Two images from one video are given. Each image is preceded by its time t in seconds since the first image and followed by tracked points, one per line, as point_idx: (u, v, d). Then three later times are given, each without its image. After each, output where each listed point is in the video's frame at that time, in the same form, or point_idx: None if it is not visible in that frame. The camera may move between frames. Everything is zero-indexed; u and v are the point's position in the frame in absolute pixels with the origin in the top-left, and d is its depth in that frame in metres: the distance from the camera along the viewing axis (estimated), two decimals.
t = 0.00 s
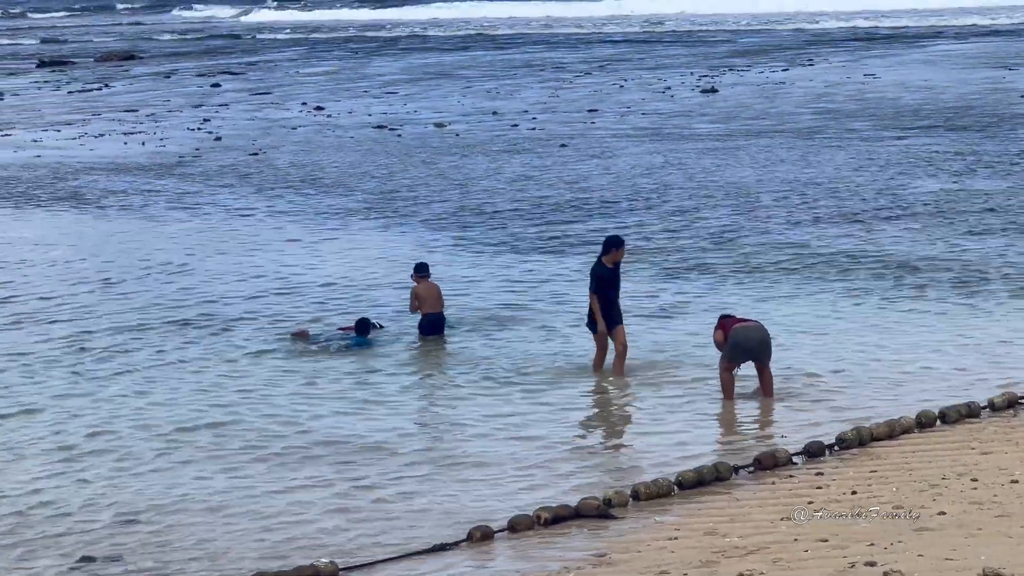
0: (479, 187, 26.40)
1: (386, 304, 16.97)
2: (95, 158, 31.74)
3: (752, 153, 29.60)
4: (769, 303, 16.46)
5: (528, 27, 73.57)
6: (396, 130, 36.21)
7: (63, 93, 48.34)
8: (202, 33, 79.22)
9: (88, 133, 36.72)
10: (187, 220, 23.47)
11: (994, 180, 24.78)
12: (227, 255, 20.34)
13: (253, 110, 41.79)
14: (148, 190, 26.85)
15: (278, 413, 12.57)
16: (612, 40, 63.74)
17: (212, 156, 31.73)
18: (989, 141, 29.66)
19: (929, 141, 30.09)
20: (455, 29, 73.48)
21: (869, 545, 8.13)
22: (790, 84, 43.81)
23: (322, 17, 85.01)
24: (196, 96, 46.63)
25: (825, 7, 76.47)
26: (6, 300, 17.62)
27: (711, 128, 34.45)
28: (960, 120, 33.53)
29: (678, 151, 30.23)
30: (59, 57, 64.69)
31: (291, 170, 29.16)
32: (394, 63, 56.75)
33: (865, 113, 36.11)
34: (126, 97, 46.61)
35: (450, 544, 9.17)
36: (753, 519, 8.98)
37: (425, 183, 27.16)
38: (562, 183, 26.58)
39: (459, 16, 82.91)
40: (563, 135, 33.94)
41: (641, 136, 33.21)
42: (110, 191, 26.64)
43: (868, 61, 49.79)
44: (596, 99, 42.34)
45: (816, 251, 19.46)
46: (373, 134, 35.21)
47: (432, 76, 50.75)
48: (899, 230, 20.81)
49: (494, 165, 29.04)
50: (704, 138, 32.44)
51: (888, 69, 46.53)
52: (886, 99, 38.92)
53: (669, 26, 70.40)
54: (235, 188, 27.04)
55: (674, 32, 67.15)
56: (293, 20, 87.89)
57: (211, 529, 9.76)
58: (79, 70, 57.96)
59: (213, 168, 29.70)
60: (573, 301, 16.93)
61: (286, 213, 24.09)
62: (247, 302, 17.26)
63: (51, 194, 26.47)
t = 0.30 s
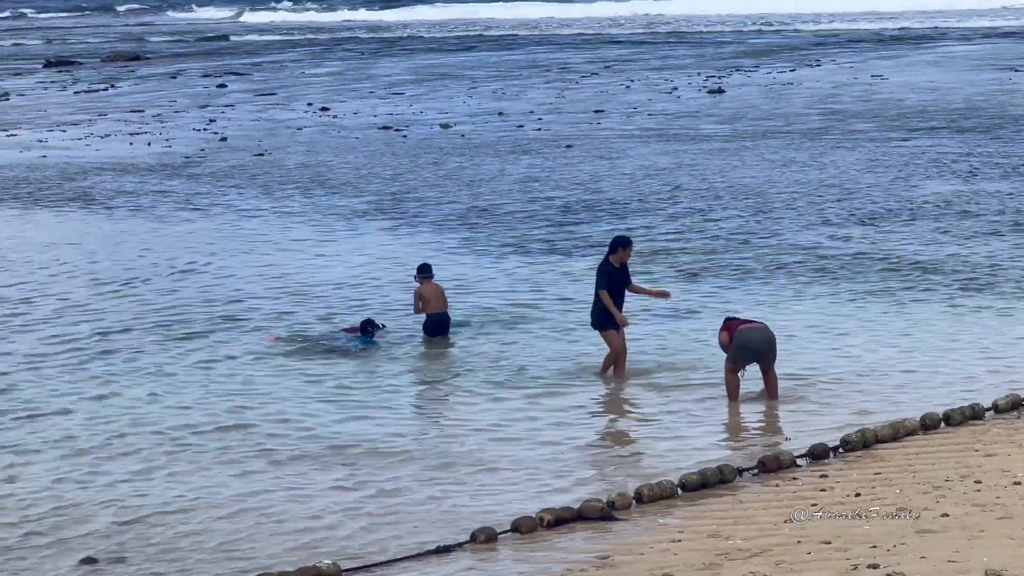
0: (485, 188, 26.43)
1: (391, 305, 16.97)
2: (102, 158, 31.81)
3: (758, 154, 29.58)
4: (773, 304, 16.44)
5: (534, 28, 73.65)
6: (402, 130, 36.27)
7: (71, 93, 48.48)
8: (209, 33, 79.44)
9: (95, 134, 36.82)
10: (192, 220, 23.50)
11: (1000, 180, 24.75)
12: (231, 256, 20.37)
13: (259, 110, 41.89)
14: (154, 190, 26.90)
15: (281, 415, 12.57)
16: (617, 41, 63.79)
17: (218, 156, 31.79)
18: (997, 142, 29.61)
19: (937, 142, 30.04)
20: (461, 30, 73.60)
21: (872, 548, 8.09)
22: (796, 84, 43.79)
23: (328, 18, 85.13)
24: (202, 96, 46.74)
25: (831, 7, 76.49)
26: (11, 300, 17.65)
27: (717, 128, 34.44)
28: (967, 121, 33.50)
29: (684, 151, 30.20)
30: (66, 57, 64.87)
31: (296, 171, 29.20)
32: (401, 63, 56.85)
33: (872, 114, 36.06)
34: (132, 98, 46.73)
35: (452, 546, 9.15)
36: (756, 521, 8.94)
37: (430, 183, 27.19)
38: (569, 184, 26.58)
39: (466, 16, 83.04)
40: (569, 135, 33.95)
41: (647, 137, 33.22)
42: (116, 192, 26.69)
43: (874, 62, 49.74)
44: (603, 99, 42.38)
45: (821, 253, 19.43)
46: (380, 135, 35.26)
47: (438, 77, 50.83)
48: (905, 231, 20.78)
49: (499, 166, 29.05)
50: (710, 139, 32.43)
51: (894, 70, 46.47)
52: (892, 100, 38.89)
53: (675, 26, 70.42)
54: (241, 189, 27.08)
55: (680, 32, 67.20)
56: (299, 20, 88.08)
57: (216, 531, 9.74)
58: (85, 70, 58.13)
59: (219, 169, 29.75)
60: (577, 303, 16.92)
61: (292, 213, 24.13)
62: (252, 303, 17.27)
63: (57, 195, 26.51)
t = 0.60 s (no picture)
0: (485, 188, 26.40)
1: (388, 306, 16.94)
2: (100, 159, 31.82)
3: (757, 154, 29.54)
4: (770, 305, 16.38)
5: (535, 28, 73.72)
6: (401, 131, 36.29)
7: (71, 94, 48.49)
8: (209, 33, 79.57)
9: (94, 134, 36.86)
10: (189, 221, 23.48)
11: (999, 181, 24.71)
12: (228, 256, 20.34)
13: (259, 111, 41.93)
14: (152, 191, 26.90)
15: (276, 416, 12.52)
16: (617, 41, 63.83)
17: (217, 157, 31.80)
18: (996, 143, 29.58)
19: (937, 143, 30.01)
20: (461, 30, 73.69)
21: (868, 550, 8.01)
22: (794, 85, 43.77)
23: (327, 18, 85.24)
24: (201, 96, 46.79)
25: (829, 7, 76.58)
26: (8, 301, 17.61)
27: (716, 129, 34.42)
28: (966, 122, 33.46)
29: (682, 152, 30.16)
30: (65, 57, 64.91)
31: (293, 172, 29.18)
32: (400, 63, 56.91)
33: (872, 114, 36.02)
34: (131, 98, 46.79)
35: (447, 547, 9.08)
36: (753, 523, 8.86)
37: (429, 184, 27.19)
38: (568, 184, 26.56)
39: (466, 17, 83.15)
40: (569, 136, 33.95)
41: (645, 137, 33.21)
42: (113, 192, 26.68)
43: (872, 62, 49.73)
44: (603, 100, 42.40)
45: (818, 253, 19.39)
46: (379, 135, 35.26)
47: (438, 77, 50.88)
48: (903, 231, 20.73)
49: (497, 166, 29.04)
50: (709, 139, 32.41)
51: (892, 71, 46.45)
52: (891, 100, 38.87)
53: (674, 27, 70.47)
54: (240, 189, 27.07)
55: (679, 33, 67.25)
56: (299, 20, 88.21)
57: (212, 532, 9.67)
58: (84, 70, 58.18)
59: (217, 169, 29.75)
60: (573, 304, 16.88)
61: (290, 214, 24.11)
62: (249, 304, 17.24)
63: (54, 195, 26.50)
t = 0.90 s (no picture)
0: (477, 187, 26.40)
1: (380, 305, 16.90)
2: (90, 157, 31.77)
3: (749, 154, 29.57)
4: (763, 304, 16.39)
5: (526, 28, 73.75)
6: (392, 130, 36.29)
7: (61, 93, 48.35)
8: (199, 31, 79.55)
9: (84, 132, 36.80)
10: (180, 220, 23.46)
11: (990, 181, 24.74)
12: (218, 256, 20.29)
13: (249, 110, 41.89)
14: (142, 189, 26.87)
15: (267, 416, 12.47)
16: (609, 41, 63.85)
17: (207, 155, 31.76)
18: (988, 143, 29.61)
19: (929, 143, 30.02)
20: (453, 29, 73.68)
21: (861, 550, 7.99)
22: (786, 85, 43.80)
23: (318, 17, 85.11)
24: (192, 95, 46.74)
25: (821, 7, 76.66)
26: None
27: (707, 128, 34.42)
28: (957, 122, 33.51)
29: (674, 152, 30.15)
30: (55, 56, 64.82)
31: (284, 171, 29.12)
32: (391, 62, 56.90)
33: (863, 114, 36.05)
34: (121, 96, 46.73)
35: (439, 546, 9.05)
36: (744, 523, 8.85)
37: (420, 183, 27.16)
38: (560, 183, 26.57)
39: (457, 16, 83.09)
40: (561, 136, 33.92)
41: (636, 137, 33.23)
42: (104, 191, 26.64)
43: (863, 62, 49.76)
44: (594, 99, 42.41)
45: (810, 253, 19.39)
46: (370, 134, 35.20)
47: (429, 76, 50.87)
48: (894, 231, 20.75)
49: (489, 166, 29.00)
50: (701, 139, 32.43)
51: (884, 71, 46.46)
52: (883, 100, 38.91)
53: (666, 27, 70.53)
54: (231, 188, 27.05)
55: (671, 32, 67.30)
56: (290, 19, 88.19)
57: (203, 531, 9.63)
58: (74, 69, 58.04)
59: (208, 168, 29.73)
60: (565, 304, 16.86)
61: (281, 213, 24.05)
62: (240, 303, 17.20)
63: (45, 194, 26.46)
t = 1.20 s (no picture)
0: (462, 186, 26.36)
1: (365, 304, 16.84)
2: (73, 154, 31.63)
3: (733, 152, 29.60)
4: (748, 303, 16.39)
5: (511, 26, 73.74)
6: (376, 128, 36.22)
7: (44, 90, 48.15)
8: (183, 29, 79.32)
9: (67, 130, 36.65)
10: (164, 218, 23.37)
11: (974, 180, 24.81)
12: (202, 254, 20.20)
13: (233, 107, 41.77)
14: (126, 187, 26.76)
15: (251, 415, 12.41)
16: (593, 39, 63.89)
17: (191, 153, 31.65)
18: (972, 142, 29.65)
19: (913, 142, 30.05)
20: (437, 27, 73.62)
21: (847, 550, 7.98)
22: (771, 83, 43.88)
23: (303, 16, 84.95)
24: (175, 93, 46.60)
25: (805, 6, 76.82)
26: None
27: (692, 127, 34.41)
28: (941, 121, 33.61)
29: (659, 151, 30.14)
30: (38, 53, 64.58)
31: (268, 169, 29.04)
32: (376, 60, 56.82)
33: (848, 113, 36.09)
34: (105, 94, 46.57)
35: (425, 546, 9.01)
36: (731, 523, 8.83)
37: (405, 182, 27.09)
38: (545, 182, 26.55)
39: (441, 15, 82.98)
40: (545, 134, 33.87)
41: (621, 135, 33.24)
42: (87, 189, 26.52)
43: (849, 61, 49.79)
44: (578, 97, 42.43)
45: (796, 252, 19.39)
46: (354, 133, 35.10)
47: (414, 74, 50.80)
48: (879, 231, 20.78)
49: (473, 165, 28.94)
50: (686, 137, 32.46)
51: (868, 70, 46.49)
52: (867, 99, 39.00)
53: (650, 26, 70.59)
54: (215, 186, 26.96)
55: (656, 31, 67.36)
56: (274, 16, 88.00)
57: (189, 530, 9.57)
58: (57, 66, 57.84)
59: (192, 166, 29.63)
60: (551, 303, 16.83)
61: (266, 211, 23.97)
62: (224, 302, 17.13)
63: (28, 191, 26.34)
